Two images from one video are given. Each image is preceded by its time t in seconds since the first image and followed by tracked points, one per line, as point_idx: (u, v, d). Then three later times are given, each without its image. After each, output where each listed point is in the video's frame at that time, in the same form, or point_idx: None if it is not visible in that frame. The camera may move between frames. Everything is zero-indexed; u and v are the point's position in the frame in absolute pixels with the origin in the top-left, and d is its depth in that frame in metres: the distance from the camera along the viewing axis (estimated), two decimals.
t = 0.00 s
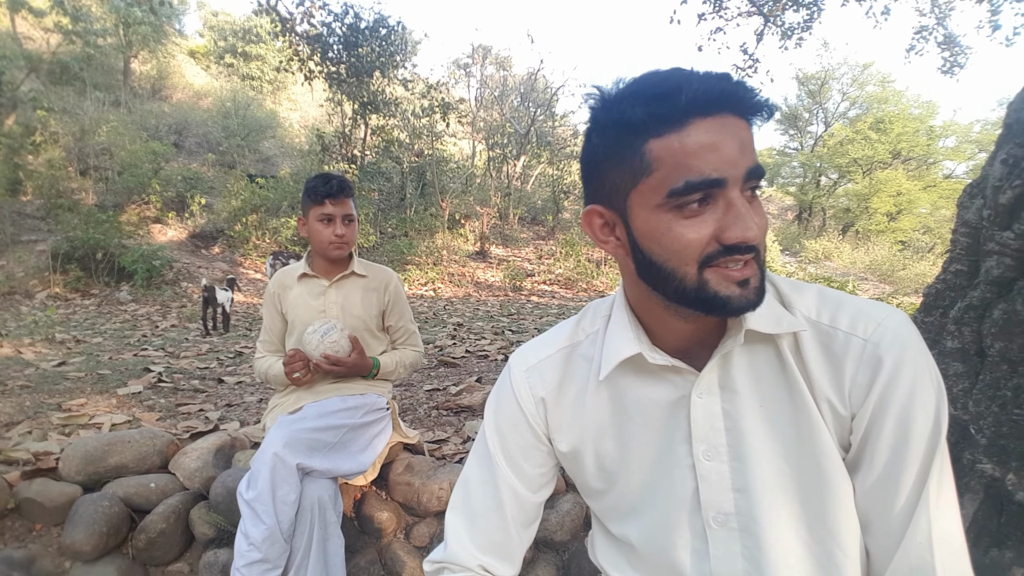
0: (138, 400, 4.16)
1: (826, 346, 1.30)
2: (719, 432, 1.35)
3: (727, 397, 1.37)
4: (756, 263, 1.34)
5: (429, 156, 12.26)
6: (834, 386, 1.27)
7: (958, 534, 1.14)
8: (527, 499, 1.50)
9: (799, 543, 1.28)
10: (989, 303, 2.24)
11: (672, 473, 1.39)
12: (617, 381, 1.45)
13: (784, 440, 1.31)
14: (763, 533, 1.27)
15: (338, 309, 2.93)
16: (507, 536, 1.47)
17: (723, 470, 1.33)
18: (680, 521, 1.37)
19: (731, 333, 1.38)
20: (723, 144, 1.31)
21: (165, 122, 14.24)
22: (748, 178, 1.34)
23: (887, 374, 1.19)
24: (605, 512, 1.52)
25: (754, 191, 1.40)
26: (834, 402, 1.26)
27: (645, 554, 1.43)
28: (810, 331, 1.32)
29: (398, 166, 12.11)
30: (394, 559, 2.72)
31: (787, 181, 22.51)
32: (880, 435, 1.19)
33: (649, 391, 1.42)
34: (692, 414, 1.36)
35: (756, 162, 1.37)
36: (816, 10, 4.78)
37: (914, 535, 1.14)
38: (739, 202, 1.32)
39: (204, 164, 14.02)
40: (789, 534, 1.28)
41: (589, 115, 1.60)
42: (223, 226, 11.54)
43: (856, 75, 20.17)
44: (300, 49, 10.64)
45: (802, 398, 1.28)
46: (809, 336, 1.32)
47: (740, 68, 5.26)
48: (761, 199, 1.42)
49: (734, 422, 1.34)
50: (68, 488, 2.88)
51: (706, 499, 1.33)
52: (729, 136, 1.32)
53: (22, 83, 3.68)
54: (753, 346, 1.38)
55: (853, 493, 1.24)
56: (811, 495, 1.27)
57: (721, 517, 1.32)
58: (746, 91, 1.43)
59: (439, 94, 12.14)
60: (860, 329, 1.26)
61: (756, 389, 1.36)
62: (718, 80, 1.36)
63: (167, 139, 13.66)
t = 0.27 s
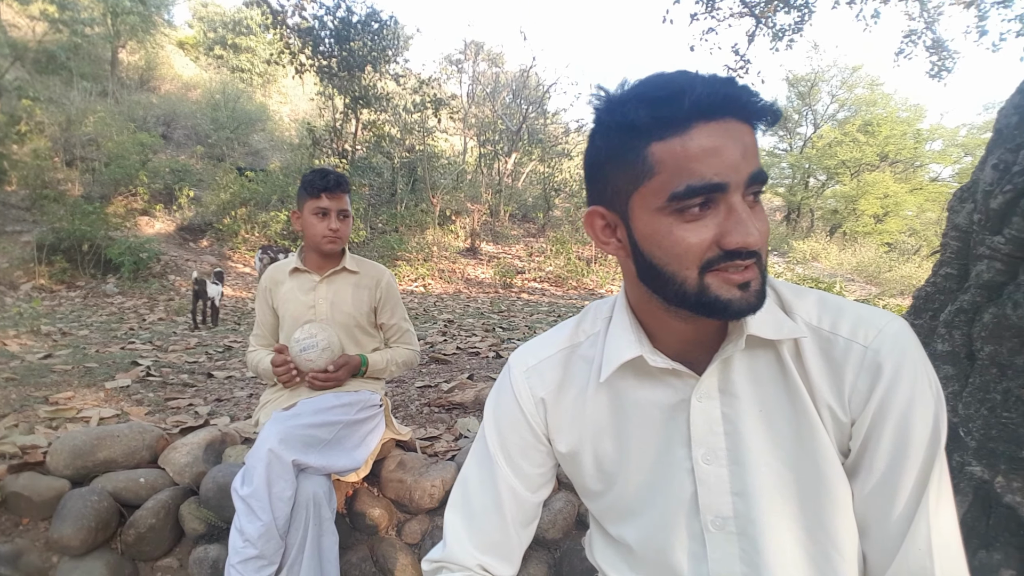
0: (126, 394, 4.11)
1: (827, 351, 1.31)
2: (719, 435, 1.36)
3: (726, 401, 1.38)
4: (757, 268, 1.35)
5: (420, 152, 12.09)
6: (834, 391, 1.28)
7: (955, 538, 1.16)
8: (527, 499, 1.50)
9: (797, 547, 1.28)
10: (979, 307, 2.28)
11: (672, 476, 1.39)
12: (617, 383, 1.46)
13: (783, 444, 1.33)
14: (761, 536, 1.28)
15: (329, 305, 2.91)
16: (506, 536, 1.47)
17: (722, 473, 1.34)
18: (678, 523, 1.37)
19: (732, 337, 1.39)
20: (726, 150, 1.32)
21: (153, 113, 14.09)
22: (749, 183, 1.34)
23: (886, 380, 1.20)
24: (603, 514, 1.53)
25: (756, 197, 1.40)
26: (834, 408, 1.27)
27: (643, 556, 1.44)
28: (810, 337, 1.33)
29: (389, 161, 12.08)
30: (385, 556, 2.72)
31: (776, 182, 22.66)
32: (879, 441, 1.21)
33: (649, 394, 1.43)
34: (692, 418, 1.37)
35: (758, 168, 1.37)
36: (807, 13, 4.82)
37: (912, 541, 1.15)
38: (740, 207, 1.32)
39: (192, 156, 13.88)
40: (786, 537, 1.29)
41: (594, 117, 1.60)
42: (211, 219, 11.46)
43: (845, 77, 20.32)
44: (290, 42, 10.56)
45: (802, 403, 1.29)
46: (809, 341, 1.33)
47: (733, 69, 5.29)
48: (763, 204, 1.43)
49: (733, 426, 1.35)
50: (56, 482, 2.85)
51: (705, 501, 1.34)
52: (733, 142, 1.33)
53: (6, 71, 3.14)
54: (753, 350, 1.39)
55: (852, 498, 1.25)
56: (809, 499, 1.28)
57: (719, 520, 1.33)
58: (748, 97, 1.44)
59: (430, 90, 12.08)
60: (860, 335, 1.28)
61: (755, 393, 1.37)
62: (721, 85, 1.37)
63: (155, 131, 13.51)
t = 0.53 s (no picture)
0: (104, 402, 4.02)
1: (817, 343, 1.34)
2: (709, 429, 1.38)
3: (716, 394, 1.39)
4: (739, 273, 1.36)
5: (396, 149, 11.96)
6: (825, 382, 1.31)
7: (942, 523, 1.19)
8: (522, 497, 1.50)
9: (789, 535, 1.31)
10: (953, 293, 2.35)
11: (664, 470, 1.41)
12: (609, 379, 1.47)
13: (774, 435, 1.34)
14: (753, 526, 1.30)
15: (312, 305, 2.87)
16: (502, 534, 1.47)
17: (714, 466, 1.36)
18: (671, 516, 1.39)
19: (722, 332, 1.41)
20: (710, 154, 1.32)
21: (120, 113, 13.78)
22: (734, 187, 1.35)
23: (876, 370, 1.23)
24: (597, 509, 1.54)
25: (742, 198, 1.41)
26: (826, 398, 1.30)
27: (637, 550, 1.45)
28: (800, 329, 1.36)
29: (365, 158, 11.94)
30: (375, 557, 2.71)
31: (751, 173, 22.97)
32: (870, 430, 1.24)
33: (641, 389, 1.45)
34: (683, 412, 1.39)
35: (743, 171, 1.38)
36: (777, 5, 4.88)
37: (905, 526, 1.19)
38: (723, 210, 1.33)
39: (162, 156, 13.59)
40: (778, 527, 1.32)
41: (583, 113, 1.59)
42: (185, 220, 11.26)
43: (815, 68, 20.64)
44: (261, 39, 10.38)
45: (794, 394, 1.31)
46: (798, 333, 1.35)
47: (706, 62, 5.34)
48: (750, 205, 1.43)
49: (724, 419, 1.37)
50: (35, 494, 2.81)
51: (697, 494, 1.36)
52: (718, 145, 1.33)
53: None
54: (744, 344, 1.41)
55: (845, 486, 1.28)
56: (801, 488, 1.30)
57: (711, 512, 1.35)
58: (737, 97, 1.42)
59: (405, 86, 11.98)
60: (849, 325, 1.31)
61: (746, 385, 1.39)
62: (707, 87, 1.36)
63: (124, 131, 13.19)
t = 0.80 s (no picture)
0: (78, 403, 3.93)
1: (817, 347, 1.37)
2: (702, 430, 1.39)
3: (710, 396, 1.41)
4: (698, 270, 1.36)
5: (376, 150, 11.85)
6: (825, 385, 1.34)
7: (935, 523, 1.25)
8: (516, 495, 1.50)
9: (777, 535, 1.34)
10: (930, 295, 2.43)
11: (657, 470, 1.42)
12: (603, 378, 1.49)
13: (768, 438, 1.36)
14: (742, 528, 1.32)
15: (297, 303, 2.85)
16: (497, 533, 1.47)
17: (706, 467, 1.37)
18: (662, 517, 1.40)
19: (718, 334, 1.43)
20: (662, 152, 1.35)
21: (93, 111, 13.52)
22: (694, 182, 1.35)
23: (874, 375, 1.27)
24: (588, 510, 1.54)
25: (716, 195, 1.39)
26: (826, 401, 1.33)
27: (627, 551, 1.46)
28: (799, 332, 1.38)
29: (345, 160, 11.59)
30: (359, 558, 2.69)
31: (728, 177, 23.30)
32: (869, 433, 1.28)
33: (638, 390, 1.46)
34: (676, 413, 1.40)
35: (711, 168, 1.37)
36: (753, 12, 4.97)
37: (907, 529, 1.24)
38: (679, 206, 1.35)
39: (136, 155, 13.34)
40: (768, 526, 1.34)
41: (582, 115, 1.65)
42: (160, 219, 11.07)
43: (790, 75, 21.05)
44: (239, 37, 10.26)
45: (792, 396, 1.34)
46: (797, 337, 1.38)
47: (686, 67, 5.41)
48: (730, 203, 1.41)
49: (718, 421, 1.39)
50: (8, 499, 2.73)
51: (688, 495, 1.37)
52: (673, 142, 1.35)
53: None
54: (742, 346, 1.43)
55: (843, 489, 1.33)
56: (793, 489, 1.33)
57: (704, 513, 1.36)
58: (711, 95, 1.41)
59: (385, 87, 11.92)
60: (847, 328, 1.34)
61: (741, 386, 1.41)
62: (664, 87, 1.38)
63: (96, 129, 12.94)
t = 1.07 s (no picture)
0: (45, 423, 3.81)
1: (806, 343, 1.41)
2: (697, 428, 1.42)
3: (704, 395, 1.44)
4: (693, 266, 1.40)
5: (351, 167, 12.00)
6: (814, 381, 1.38)
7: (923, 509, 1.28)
8: (513, 498, 1.50)
9: (769, 529, 1.36)
10: (901, 307, 2.50)
11: (653, 469, 1.44)
12: (599, 380, 1.51)
13: (760, 433, 1.40)
14: (738, 522, 1.36)
15: (275, 318, 2.82)
16: (495, 536, 1.47)
17: (701, 465, 1.40)
18: (659, 515, 1.42)
19: (710, 334, 1.46)
20: (659, 150, 1.39)
21: (61, 125, 13.28)
22: (689, 182, 1.39)
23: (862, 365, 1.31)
24: (584, 512, 1.54)
25: (710, 196, 1.43)
26: (815, 395, 1.37)
27: (625, 551, 1.46)
28: (789, 330, 1.43)
29: (319, 177, 11.83)
30: None
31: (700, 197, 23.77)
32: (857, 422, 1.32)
33: (632, 390, 1.49)
34: (671, 413, 1.43)
35: (706, 168, 1.41)
36: (724, 38, 5.13)
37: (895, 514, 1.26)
38: (674, 204, 1.39)
39: (106, 170, 13.10)
40: (762, 521, 1.37)
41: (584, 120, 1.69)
42: (129, 236, 10.86)
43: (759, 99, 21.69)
44: (215, 54, 10.20)
45: (783, 392, 1.38)
46: (787, 334, 1.43)
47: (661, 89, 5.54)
48: (724, 203, 1.44)
49: (711, 419, 1.41)
50: None
51: (685, 492, 1.39)
52: (670, 142, 1.39)
53: None
54: (733, 347, 1.46)
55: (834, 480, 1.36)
56: (787, 482, 1.36)
57: (699, 510, 1.38)
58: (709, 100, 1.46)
59: (362, 105, 11.95)
60: (834, 323, 1.39)
61: (734, 385, 1.44)
62: (663, 88, 1.42)
63: (65, 143, 12.70)
